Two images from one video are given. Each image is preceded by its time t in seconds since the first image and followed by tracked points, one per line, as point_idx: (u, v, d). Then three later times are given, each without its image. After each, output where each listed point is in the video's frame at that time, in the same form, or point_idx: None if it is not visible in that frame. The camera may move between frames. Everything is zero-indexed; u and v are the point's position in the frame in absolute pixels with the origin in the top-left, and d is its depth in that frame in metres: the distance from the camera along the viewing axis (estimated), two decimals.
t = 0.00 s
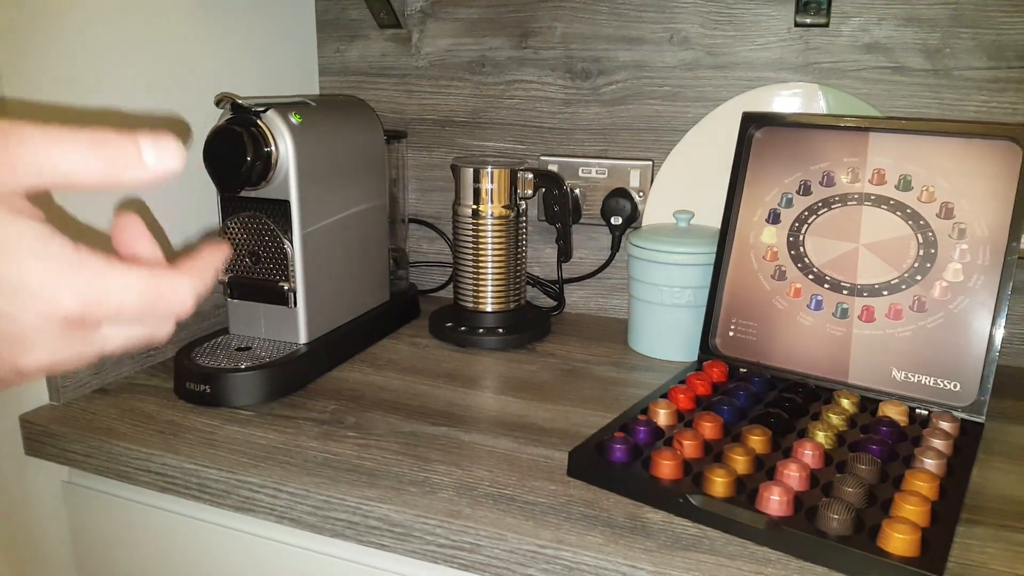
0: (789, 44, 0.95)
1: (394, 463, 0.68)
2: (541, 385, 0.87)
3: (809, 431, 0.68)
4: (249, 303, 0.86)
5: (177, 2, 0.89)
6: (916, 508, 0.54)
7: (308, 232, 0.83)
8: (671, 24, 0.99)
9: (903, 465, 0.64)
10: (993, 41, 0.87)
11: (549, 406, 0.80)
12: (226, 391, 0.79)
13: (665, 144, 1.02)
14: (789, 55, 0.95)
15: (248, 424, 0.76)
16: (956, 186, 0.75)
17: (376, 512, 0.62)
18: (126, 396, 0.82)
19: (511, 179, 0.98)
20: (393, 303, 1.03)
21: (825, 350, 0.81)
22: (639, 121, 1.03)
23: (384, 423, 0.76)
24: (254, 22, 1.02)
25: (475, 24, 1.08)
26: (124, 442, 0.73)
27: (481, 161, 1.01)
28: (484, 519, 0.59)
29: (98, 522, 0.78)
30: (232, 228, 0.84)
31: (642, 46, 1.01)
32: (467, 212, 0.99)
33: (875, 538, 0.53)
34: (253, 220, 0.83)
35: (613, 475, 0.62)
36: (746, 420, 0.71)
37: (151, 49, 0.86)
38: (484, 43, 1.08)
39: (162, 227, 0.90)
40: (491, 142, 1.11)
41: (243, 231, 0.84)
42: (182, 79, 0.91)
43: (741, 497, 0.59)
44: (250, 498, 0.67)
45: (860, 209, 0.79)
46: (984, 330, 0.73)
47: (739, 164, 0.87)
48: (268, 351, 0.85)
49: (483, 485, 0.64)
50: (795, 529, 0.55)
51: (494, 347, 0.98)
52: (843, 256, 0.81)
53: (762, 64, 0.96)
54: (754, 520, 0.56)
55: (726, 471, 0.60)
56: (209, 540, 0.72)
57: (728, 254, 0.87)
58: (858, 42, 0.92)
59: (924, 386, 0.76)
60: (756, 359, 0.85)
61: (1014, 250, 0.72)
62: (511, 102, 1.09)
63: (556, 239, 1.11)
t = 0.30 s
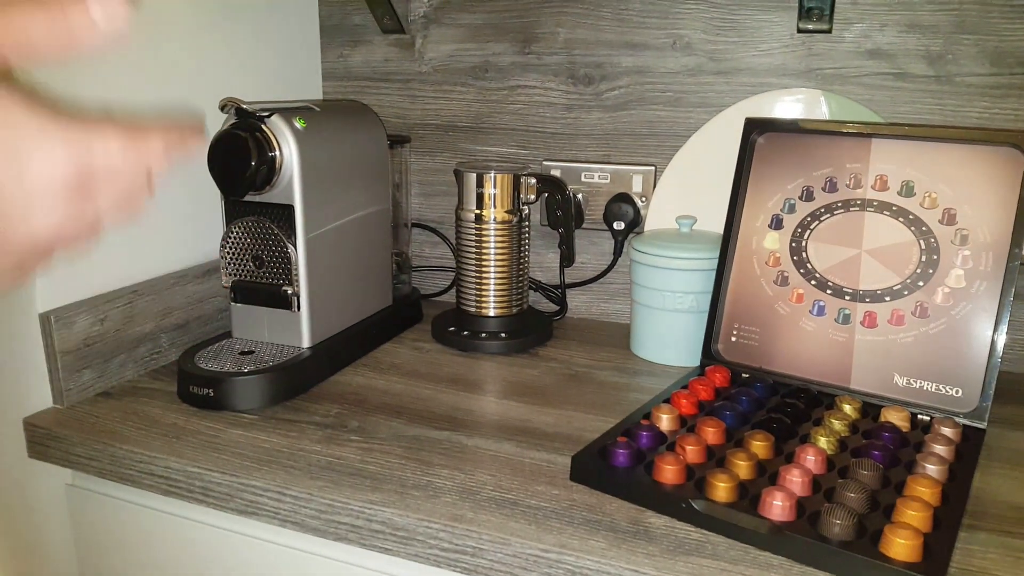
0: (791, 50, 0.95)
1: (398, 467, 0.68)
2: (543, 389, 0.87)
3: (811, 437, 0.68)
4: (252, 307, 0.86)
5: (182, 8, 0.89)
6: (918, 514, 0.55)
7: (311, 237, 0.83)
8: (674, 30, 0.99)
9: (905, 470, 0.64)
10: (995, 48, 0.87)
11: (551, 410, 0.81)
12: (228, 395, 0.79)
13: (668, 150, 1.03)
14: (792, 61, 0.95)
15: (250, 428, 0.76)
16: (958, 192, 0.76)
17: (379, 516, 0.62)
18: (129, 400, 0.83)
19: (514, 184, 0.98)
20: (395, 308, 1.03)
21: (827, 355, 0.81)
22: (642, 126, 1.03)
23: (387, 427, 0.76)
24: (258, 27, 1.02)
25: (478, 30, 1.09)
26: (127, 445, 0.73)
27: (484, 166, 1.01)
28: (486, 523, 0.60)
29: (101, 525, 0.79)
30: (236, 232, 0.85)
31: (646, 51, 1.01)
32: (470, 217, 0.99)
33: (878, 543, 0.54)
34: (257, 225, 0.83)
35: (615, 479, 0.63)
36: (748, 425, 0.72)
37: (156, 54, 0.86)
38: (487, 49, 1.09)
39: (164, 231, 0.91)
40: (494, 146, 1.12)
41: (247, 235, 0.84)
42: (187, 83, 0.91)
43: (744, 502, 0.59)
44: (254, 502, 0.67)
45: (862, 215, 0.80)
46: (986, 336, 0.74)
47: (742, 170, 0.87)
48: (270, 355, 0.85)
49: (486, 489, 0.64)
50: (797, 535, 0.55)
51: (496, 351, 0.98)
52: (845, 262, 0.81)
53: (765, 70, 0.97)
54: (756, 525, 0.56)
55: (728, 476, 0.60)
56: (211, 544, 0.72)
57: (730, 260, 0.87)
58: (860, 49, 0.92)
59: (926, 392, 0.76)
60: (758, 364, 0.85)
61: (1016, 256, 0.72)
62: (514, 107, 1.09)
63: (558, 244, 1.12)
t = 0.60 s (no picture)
0: (791, 54, 0.95)
1: (394, 465, 0.69)
2: (540, 389, 0.87)
3: (806, 439, 0.68)
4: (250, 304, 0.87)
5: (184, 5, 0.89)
6: (912, 517, 0.55)
7: (311, 234, 0.83)
8: (674, 32, 0.99)
9: (899, 473, 0.64)
10: (994, 54, 0.87)
11: (548, 410, 0.81)
12: (225, 391, 0.79)
13: (667, 152, 1.03)
14: (792, 65, 0.96)
15: (248, 424, 0.77)
16: (956, 198, 0.76)
17: (375, 513, 0.62)
18: (127, 395, 0.83)
19: (513, 184, 0.98)
20: (394, 306, 1.04)
21: (823, 358, 0.82)
22: (642, 127, 1.04)
23: (384, 425, 0.77)
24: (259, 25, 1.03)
25: (479, 30, 1.09)
26: (124, 440, 0.73)
27: (484, 166, 1.01)
28: (481, 521, 0.60)
29: (97, 520, 0.79)
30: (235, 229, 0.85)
31: (646, 53, 1.01)
32: (469, 216, 1.00)
33: (871, 545, 0.54)
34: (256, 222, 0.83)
35: (610, 479, 0.63)
36: (743, 427, 0.72)
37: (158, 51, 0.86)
38: (488, 49, 1.09)
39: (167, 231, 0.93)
40: (494, 146, 1.12)
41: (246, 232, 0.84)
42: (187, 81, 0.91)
43: (738, 503, 0.59)
44: (250, 498, 0.67)
45: (859, 219, 0.80)
46: (981, 341, 0.74)
47: (741, 173, 0.88)
48: (268, 352, 0.85)
49: (481, 487, 0.65)
50: (791, 536, 0.55)
51: (493, 351, 0.98)
52: (842, 266, 0.81)
53: (765, 73, 0.97)
54: (750, 526, 0.56)
55: (723, 477, 0.60)
56: (207, 539, 0.73)
57: (728, 262, 0.88)
58: (860, 53, 0.92)
59: (921, 395, 0.76)
60: (755, 366, 0.85)
61: (1013, 262, 0.73)
62: (514, 107, 1.10)
63: (556, 244, 1.12)
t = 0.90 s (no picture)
0: (786, 53, 0.96)
1: (391, 464, 0.69)
2: (537, 388, 0.87)
3: (801, 435, 0.69)
4: (246, 304, 0.87)
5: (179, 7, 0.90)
6: (906, 511, 0.55)
7: (307, 234, 0.83)
8: (669, 33, 1.00)
9: (893, 469, 0.64)
10: (987, 54, 0.88)
11: (544, 409, 0.81)
12: (221, 391, 0.79)
13: (662, 152, 1.03)
14: (786, 65, 0.96)
15: (244, 424, 0.77)
16: (949, 195, 0.76)
17: (372, 512, 0.63)
18: (123, 396, 0.83)
19: (509, 184, 0.99)
20: (390, 307, 1.04)
21: (818, 356, 0.82)
22: (638, 127, 1.04)
23: (381, 424, 0.77)
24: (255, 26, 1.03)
25: (475, 30, 1.09)
26: (120, 440, 0.73)
27: (480, 166, 1.02)
28: (477, 519, 0.60)
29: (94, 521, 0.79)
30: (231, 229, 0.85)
31: (641, 53, 1.02)
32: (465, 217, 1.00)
33: (865, 540, 0.54)
34: (252, 222, 0.83)
35: (606, 476, 0.63)
36: (738, 424, 0.72)
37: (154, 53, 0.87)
38: (483, 50, 1.09)
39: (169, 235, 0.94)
40: (490, 147, 1.12)
41: (242, 232, 0.84)
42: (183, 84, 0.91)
43: (733, 499, 0.59)
44: (247, 497, 0.67)
45: (853, 217, 0.80)
46: (975, 338, 0.74)
47: (735, 172, 0.88)
48: (264, 352, 0.85)
49: (478, 486, 0.65)
50: (786, 531, 0.55)
51: (489, 350, 0.98)
52: (837, 264, 0.81)
53: (760, 73, 0.97)
54: (745, 522, 0.57)
55: (718, 473, 0.61)
56: (204, 539, 0.73)
57: (723, 261, 0.88)
58: (854, 52, 0.93)
59: (916, 393, 0.77)
60: (750, 364, 0.85)
61: (1006, 259, 0.73)
62: (510, 107, 1.10)
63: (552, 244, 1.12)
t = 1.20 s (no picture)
0: (783, 54, 0.96)
1: (390, 466, 0.69)
2: (536, 390, 0.87)
3: (800, 436, 0.69)
4: (245, 307, 0.87)
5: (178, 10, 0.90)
6: (905, 512, 0.55)
7: (305, 237, 0.83)
8: (666, 33, 1.00)
9: (893, 470, 0.64)
10: (984, 53, 0.88)
11: (543, 410, 0.81)
12: (220, 394, 0.79)
13: (660, 152, 1.03)
14: (784, 65, 0.96)
15: (243, 427, 0.77)
16: (947, 195, 0.76)
17: (371, 514, 0.62)
18: (123, 399, 0.83)
19: (507, 185, 0.99)
20: (389, 309, 1.04)
21: (816, 356, 0.82)
22: (635, 128, 1.04)
23: (380, 426, 0.77)
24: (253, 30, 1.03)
25: (472, 32, 1.09)
26: (120, 443, 0.73)
27: (478, 167, 1.02)
28: (477, 520, 0.60)
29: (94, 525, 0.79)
30: (229, 232, 0.85)
31: (637, 54, 1.02)
32: (463, 218, 1.00)
33: (865, 541, 0.54)
34: (250, 224, 0.83)
35: (605, 478, 0.63)
36: (738, 425, 0.72)
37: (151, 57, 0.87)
38: (480, 51, 1.09)
39: (165, 234, 0.93)
40: (488, 148, 1.12)
41: (240, 235, 0.84)
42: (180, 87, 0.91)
43: (733, 500, 0.59)
44: (247, 500, 0.67)
45: (851, 217, 0.80)
46: (974, 337, 0.74)
47: (733, 172, 0.88)
48: (263, 354, 0.85)
49: (477, 487, 0.65)
50: (785, 532, 0.55)
51: (488, 352, 0.98)
52: (835, 264, 0.81)
53: (758, 73, 0.97)
54: (744, 523, 0.57)
55: (717, 474, 0.61)
56: (204, 542, 0.73)
57: (721, 261, 0.88)
58: (851, 52, 0.93)
59: (914, 392, 0.77)
60: (749, 365, 0.85)
61: (1004, 258, 0.73)
62: (508, 109, 1.10)
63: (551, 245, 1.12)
